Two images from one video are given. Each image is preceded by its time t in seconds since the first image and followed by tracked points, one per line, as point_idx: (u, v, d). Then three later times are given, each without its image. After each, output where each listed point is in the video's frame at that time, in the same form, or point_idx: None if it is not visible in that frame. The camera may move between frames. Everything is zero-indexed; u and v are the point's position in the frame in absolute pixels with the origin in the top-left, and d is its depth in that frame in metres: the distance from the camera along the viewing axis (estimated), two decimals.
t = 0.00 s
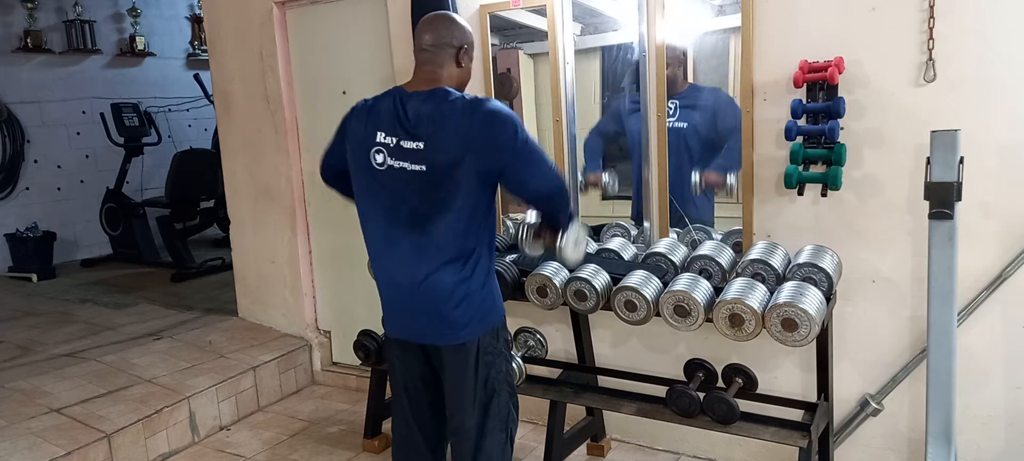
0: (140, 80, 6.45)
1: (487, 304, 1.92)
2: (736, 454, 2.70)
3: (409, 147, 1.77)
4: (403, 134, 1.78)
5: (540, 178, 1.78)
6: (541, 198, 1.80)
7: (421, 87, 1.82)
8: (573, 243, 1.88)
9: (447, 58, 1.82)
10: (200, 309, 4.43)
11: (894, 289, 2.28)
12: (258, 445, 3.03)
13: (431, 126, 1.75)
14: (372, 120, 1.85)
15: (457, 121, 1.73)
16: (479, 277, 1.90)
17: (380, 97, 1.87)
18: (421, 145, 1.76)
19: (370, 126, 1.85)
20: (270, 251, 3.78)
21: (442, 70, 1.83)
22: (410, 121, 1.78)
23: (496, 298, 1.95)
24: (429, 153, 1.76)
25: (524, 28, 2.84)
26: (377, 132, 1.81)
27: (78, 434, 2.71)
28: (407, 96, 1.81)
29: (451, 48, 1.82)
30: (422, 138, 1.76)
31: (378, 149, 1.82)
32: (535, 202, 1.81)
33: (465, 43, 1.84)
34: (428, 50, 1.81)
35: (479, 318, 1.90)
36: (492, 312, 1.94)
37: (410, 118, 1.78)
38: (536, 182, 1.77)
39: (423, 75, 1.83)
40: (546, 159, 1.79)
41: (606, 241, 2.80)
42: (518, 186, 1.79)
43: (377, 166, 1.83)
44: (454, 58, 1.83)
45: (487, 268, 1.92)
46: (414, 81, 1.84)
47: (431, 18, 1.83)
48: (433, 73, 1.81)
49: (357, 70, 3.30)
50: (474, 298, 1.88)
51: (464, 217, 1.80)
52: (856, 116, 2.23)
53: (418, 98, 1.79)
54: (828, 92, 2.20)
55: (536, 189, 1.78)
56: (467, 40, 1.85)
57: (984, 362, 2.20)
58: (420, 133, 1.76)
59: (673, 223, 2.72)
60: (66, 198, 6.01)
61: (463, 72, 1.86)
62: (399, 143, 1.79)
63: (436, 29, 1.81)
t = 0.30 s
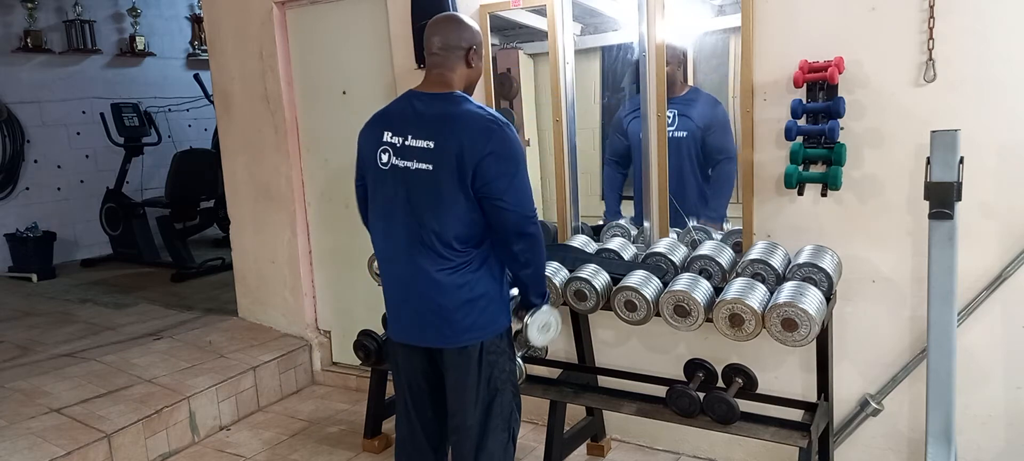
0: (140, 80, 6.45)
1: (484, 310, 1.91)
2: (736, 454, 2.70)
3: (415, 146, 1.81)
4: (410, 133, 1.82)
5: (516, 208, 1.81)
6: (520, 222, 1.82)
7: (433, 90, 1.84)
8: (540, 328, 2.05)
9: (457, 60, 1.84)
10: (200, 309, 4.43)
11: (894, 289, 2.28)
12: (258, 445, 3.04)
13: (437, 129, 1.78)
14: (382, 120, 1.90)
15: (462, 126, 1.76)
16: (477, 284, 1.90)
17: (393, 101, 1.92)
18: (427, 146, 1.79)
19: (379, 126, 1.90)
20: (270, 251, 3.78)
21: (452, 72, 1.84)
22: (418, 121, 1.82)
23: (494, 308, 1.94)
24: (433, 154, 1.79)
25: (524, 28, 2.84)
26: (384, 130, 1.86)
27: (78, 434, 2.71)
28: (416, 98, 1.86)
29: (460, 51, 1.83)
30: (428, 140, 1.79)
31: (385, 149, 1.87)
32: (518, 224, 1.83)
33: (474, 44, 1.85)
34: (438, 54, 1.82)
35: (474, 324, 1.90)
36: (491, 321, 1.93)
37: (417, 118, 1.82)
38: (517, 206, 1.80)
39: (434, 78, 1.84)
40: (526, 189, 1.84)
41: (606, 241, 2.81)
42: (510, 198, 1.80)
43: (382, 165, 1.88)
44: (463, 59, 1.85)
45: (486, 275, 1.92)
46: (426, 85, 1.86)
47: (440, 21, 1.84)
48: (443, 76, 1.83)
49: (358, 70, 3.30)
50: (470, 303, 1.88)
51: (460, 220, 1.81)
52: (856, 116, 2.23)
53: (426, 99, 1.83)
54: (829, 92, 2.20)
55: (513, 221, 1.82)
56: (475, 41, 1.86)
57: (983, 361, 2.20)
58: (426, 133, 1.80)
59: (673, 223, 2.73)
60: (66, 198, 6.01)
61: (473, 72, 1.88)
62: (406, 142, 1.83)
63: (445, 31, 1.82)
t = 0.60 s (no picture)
0: (140, 80, 6.45)
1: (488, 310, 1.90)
2: (736, 454, 2.70)
3: (421, 148, 1.81)
4: (416, 135, 1.82)
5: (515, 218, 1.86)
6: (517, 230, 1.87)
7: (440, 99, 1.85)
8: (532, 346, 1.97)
9: (461, 67, 1.84)
10: (200, 309, 4.43)
11: (894, 289, 2.28)
12: (258, 445, 3.03)
13: (444, 131, 1.79)
14: (387, 123, 1.90)
15: (469, 129, 1.77)
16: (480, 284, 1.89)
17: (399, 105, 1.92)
18: (432, 148, 1.79)
19: (385, 129, 1.90)
20: (270, 251, 3.78)
21: (457, 79, 1.85)
22: (424, 124, 1.82)
23: (497, 310, 1.94)
24: (439, 156, 1.79)
25: (524, 28, 2.84)
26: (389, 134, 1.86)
27: (78, 434, 2.71)
28: (423, 101, 1.86)
29: (463, 58, 1.84)
30: (434, 142, 1.80)
31: (390, 152, 1.87)
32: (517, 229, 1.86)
33: (477, 50, 1.86)
34: (442, 64, 1.84)
35: (479, 323, 1.89)
36: (492, 321, 1.92)
37: (423, 121, 1.83)
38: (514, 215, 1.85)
39: (439, 86, 1.86)
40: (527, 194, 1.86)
41: (606, 241, 2.81)
42: (512, 201, 1.83)
43: (387, 168, 1.88)
44: (468, 66, 1.85)
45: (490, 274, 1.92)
46: (431, 92, 1.88)
47: (441, 27, 1.84)
48: (449, 84, 1.85)
49: (358, 71, 3.30)
50: (476, 303, 1.88)
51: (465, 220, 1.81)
52: (856, 116, 2.23)
53: (433, 103, 1.84)
54: (829, 91, 2.20)
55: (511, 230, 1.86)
56: (478, 47, 1.86)
57: (983, 361, 2.20)
58: (433, 135, 1.80)
59: (673, 223, 2.72)
60: (66, 198, 6.01)
61: (478, 77, 1.89)
62: (411, 144, 1.83)
63: (448, 39, 1.83)
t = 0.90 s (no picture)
0: (140, 80, 6.45)
1: (491, 291, 1.94)
2: (736, 454, 2.70)
3: (409, 149, 1.78)
4: (403, 136, 1.78)
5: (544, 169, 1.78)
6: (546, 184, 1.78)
7: (418, 87, 1.81)
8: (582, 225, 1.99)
9: (440, 55, 1.81)
10: (200, 309, 4.43)
11: (894, 289, 2.28)
12: (258, 445, 3.03)
13: (431, 129, 1.75)
14: (371, 122, 1.85)
15: (457, 121, 1.74)
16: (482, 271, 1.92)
17: (381, 99, 1.86)
18: (421, 147, 1.77)
19: (370, 128, 1.85)
20: (270, 251, 3.78)
21: (437, 67, 1.82)
22: (408, 122, 1.78)
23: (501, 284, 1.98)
24: (430, 155, 1.76)
25: (524, 28, 2.84)
26: (375, 136, 1.82)
27: (78, 434, 2.71)
28: (405, 97, 1.81)
29: (442, 44, 1.81)
30: (423, 141, 1.76)
31: (379, 152, 1.84)
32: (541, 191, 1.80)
33: (457, 38, 1.83)
34: (421, 50, 1.81)
35: (482, 313, 1.92)
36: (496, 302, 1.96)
37: (408, 119, 1.78)
38: (540, 173, 1.77)
39: (418, 74, 1.82)
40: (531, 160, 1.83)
41: (605, 241, 2.81)
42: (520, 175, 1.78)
43: (379, 169, 1.85)
44: (447, 54, 1.82)
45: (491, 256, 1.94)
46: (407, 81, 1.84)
47: (419, 15, 1.82)
48: (428, 71, 1.81)
49: (357, 70, 3.30)
50: (479, 293, 1.90)
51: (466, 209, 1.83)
52: (856, 116, 2.22)
53: (416, 99, 1.78)
54: (829, 92, 2.20)
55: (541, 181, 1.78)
56: (458, 34, 1.84)
57: (983, 361, 2.20)
58: (420, 135, 1.76)
59: (673, 223, 2.72)
60: (66, 198, 6.01)
61: (457, 66, 1.85)
62: (398, 146, 1.79)
63: (426, 26, 1.80)
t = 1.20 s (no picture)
0: (140, 80, 6.45)
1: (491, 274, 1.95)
2: (736, 454, 2.70)
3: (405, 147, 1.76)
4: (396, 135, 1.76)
5: (557, 105, 1.69)
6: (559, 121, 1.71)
7: (413, 86, 1.81)
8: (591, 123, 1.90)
9: (439, 59, 1.82)
10: (200, 309, 4.43)
11: (894, 289, 2.28)
12: (258, 445, 3.03)
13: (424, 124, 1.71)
14: (363, 121, 1.81)
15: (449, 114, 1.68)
16: (480, 255, 1.93)
17: (371, 94, 1.82)
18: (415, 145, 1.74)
19: (363, 126, 1.82)
20: (270, 251, 3.78)
21: (434, 70, 1.82)
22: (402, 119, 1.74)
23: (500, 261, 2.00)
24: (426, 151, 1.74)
25: (524, 28, 2.84)
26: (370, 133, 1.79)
27: (78, 434, 2.71)
28: (397, 95, 1.78)
29: (444, 49, 1.82)
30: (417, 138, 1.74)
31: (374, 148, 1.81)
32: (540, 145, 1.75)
33: (458, 44, 1.84)
34: (422, 52, 1.81)
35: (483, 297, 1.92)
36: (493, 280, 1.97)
37: (401, 117, 1.75)
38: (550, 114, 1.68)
39: (414, 74, 1.82)
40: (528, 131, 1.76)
41: (606, 241, 2.81)
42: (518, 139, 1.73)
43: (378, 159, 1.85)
44: (447, 60, 1.83)
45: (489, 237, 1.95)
46: (404, 81, 1.83)
47: (421, 21, 1.82)
48: (424, 72, 1.81)
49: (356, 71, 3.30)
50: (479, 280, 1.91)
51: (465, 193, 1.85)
52: (856, 116, 2.23)
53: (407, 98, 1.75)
54: (828, 92, 2.20)
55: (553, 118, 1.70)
56: (459, 41, 1.85)
57: (983, 361, 2.20)
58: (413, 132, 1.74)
59: (673, 223, 2.72)
60: (66, 198, 6.01)
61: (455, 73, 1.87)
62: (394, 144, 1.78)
63: (428, 29, 1.81)
